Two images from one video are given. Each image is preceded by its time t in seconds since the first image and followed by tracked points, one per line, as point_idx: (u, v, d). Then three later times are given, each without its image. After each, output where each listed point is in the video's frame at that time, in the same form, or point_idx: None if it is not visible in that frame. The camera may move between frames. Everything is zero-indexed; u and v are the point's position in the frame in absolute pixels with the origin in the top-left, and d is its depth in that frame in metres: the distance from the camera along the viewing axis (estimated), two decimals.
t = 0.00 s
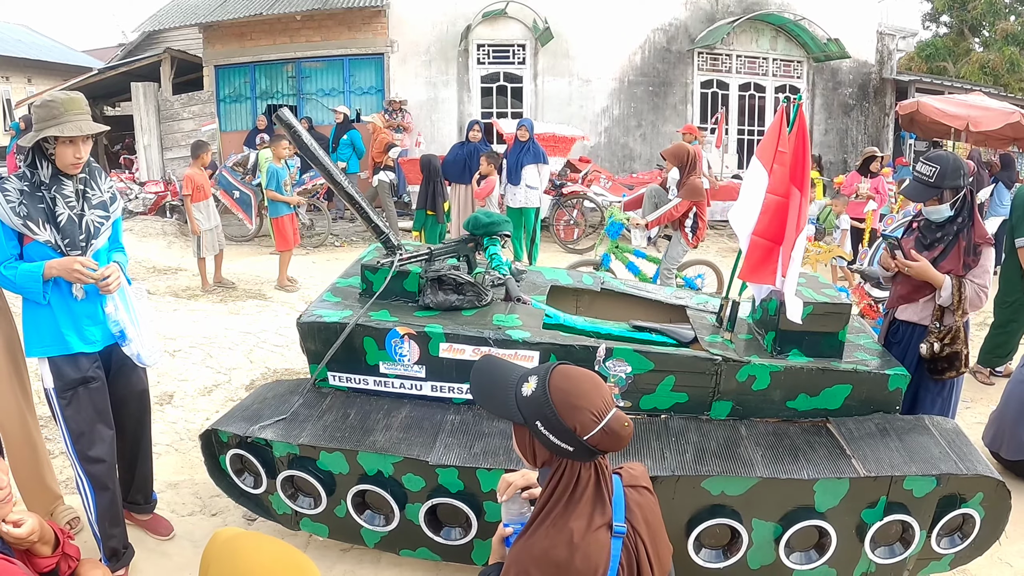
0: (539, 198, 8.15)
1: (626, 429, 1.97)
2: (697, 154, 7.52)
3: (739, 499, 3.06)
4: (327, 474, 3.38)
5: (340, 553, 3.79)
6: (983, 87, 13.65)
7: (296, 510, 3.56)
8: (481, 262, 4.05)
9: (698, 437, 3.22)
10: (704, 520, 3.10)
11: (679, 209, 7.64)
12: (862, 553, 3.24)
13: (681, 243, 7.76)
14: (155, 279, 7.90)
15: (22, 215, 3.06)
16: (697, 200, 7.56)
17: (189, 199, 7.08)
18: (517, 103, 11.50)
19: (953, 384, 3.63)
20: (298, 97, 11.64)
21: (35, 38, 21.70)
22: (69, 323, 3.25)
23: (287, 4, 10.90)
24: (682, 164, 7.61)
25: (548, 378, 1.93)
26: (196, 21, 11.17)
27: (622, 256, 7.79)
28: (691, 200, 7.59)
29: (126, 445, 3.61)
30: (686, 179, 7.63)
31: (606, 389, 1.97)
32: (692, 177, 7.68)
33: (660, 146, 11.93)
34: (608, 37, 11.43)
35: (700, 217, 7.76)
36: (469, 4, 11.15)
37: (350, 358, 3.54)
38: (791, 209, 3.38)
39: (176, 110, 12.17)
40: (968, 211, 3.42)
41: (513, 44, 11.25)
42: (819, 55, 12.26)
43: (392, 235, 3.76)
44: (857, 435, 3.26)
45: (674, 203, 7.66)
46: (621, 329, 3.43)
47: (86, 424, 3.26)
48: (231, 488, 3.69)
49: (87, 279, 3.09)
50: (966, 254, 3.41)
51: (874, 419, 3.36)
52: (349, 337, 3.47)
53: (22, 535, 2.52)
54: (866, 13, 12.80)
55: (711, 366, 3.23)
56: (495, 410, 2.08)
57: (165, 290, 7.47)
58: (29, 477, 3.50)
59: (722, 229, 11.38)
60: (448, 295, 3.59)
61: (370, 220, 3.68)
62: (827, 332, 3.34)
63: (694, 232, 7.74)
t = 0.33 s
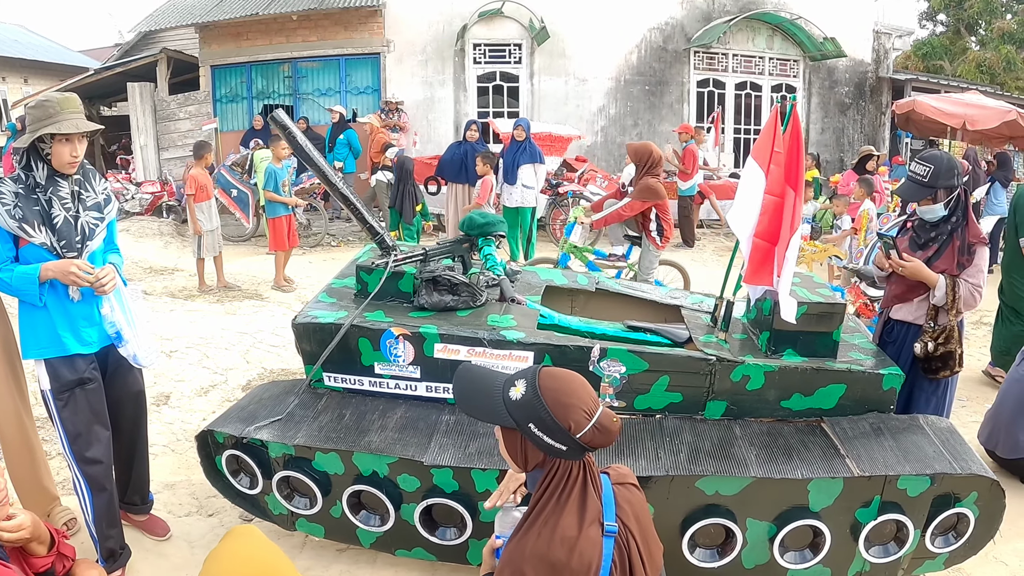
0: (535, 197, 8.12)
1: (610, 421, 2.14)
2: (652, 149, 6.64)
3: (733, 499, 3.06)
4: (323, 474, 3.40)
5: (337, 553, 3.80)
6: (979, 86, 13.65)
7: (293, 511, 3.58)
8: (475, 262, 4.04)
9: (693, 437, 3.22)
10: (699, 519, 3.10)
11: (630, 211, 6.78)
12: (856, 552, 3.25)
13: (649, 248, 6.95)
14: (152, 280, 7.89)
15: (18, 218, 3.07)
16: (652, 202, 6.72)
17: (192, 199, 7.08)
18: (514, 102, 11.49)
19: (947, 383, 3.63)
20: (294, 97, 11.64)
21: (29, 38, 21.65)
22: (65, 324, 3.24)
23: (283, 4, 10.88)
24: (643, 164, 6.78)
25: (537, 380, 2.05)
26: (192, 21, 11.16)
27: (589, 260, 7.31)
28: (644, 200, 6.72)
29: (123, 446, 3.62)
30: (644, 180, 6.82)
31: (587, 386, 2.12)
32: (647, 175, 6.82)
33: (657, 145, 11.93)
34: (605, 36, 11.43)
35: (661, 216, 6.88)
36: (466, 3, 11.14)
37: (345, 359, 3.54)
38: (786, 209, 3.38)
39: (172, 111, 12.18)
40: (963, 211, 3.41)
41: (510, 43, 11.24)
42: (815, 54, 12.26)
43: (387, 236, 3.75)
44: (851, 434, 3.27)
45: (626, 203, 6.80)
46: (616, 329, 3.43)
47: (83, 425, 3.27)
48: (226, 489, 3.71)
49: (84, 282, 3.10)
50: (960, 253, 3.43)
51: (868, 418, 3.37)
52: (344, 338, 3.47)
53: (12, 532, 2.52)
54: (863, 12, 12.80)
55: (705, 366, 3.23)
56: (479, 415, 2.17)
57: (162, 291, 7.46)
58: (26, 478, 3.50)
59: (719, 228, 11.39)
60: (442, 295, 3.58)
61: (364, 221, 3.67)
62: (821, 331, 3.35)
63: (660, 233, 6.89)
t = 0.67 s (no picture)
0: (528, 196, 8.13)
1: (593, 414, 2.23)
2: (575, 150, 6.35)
3: (723, 497, 3.06)
4: (313, 474, 3.41)
5: (328, 552, 3.82)
6: (973, 83, 13.64)
7: (284, 510, 3.59)
8: (466, 262, 4.04)
9: (682, 435, 3.21)
10: (688, 517, 3.11)
11: (566, 211, 6.30)
12: (847, 550, 3.26)
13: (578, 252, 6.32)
14: (146, 280, 7.89)
15: (10, 220, 3.07)
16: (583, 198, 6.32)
17: (197, 197, 6.91)
18: (508, 101, 11.49)
19: (937, 381, 3.63)
20: (288, 96, 11.62)
21: (22, 38, 21.60)
22: (57, 325, 3.25)
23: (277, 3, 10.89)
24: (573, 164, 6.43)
25: (520, 378, 2.14)
26: (186, 21, 11.17)
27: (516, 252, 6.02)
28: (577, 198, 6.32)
29: (116, 445, 3.63)
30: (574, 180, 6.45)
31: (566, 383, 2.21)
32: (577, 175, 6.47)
33: (651, 144, 11.93)
34: (599, 35, 11.43)
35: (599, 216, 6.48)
36: (459, 2, 11.14)
37: (336, 358, 3.55)
38: (772, 207, 3.39)
39: (166, 110, 11.98)
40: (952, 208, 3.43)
41: (504, 42, 11.24)
42: (809, 52, 12.27)
43: (378, 235, 3.76)
44: (841, 432, 3.28)
45: (559, 205, 6.38)
46: (606, 328, 3.44)
47: (75, 425, 3.27)
48: (218, 488, 3.73)
49: (75, 283, 3.11)
50: (949, 251, 3.42)
51: (858, 416, 3.38)
52: (335, 337, 3.48)
53: None
54: (856, 10, 12.81)
55: (694, 365, 3.23)
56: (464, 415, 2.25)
57: (155, 292, 7.44)
58: (20, 479, 3.51)
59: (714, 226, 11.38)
60: (432, 295, 3.58)
61: (355, 221, 3.68)
62: (811, 330, 3.35)
63: (603, 234, 6.50)
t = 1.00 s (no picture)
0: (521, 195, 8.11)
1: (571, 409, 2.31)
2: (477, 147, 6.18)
3: (706, 494, 3.07)
4: (300, 472, 3.43)
5: (317, 550, 3.87)
6: (964, 81, 13.67)
7: (271, 508, 3.60)
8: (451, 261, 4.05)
9: (666, 432, 3.21)
10: (672, 514, 3.11)
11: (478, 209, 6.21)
12: (831, 546, 3.27)
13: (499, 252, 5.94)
14: (137, 281, 7.91)
15: None
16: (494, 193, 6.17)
17: (192, 198, 6.85)
18: (499, 100, 11.49)
19: (923, 376, 3.64)
20: (280, 96, 11.62)
21: (13, 38, 21.55)
22: (46, 325, 3.25)
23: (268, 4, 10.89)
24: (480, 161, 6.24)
25: (499, 375, 2.18)
26: (177, 21, 11.16)
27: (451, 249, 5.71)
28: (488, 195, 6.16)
29: (105, 444, 3.63)
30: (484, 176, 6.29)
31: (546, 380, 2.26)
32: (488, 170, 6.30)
33: (642, 143, 11.93)
34: (590, 34, 11.44)
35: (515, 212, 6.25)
36: (450, 2, 11.14)
37: (322, 357, 3.58)
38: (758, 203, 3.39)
39: (158, 111, 12.22)
40: (935, 204, 3.46)
41: (495, 42, 11.23)
42: (800, 50, 12.27)
43: (364, 234, 3.78)
44: (825, 429, 3.28)
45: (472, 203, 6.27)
46: (591, 326, 3.45)
47: (65, 425, 3.27)
48: (207, 487, 3.74)
49: (63, 283, 3.11)
50: (933, 248, 3.45)
51: (843, 413, 3.38)
52: (321, 336, 3.51)
53: None
54: (847, 9, 12.82)
55: (678, 362, 3.23)
56: (444, 414, 2.29)
57: (146, 292, 7.45)
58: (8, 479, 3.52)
59: (705, 225, 11.40)
60: (418, 294, 3.58)
61: (340, 220, 3.70)
62: (796, 327, 3.36)
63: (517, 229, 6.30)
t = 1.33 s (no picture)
0: (508, 193, 7.97)
1: (544, 404, 2.34)
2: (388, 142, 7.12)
3: (683, 489, 3.08)
4: (281, 469, 3.46)
5: (300, 547, 3.94)
6: (954, 78, 13.68)
7: (254, 505, 3.63)
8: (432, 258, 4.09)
9: (644, 428, 3.22)
10: (651, 509, 3.12)
11: (388, 208, 7.34)
12: (811, 541, 3.28)
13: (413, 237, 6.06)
14: (126, 281, 7.93)
15: None
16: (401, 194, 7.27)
17: (181, 199, 6.87)
18: (488, 99, 11.49)
19: (903, 371, 3.65)
20: (269, 96, 11.61)
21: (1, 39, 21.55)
22: (32, 324, 3.26)
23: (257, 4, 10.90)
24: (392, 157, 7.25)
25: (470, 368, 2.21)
26: (166, 22, 11.18)
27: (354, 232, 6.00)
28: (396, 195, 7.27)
29: (90, 442, 3.65)
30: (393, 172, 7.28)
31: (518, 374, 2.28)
32: (397, 167, 7.36)
33: (632, 141, 11.93)
34: (578, 33, 11.46)
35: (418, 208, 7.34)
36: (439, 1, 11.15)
37: (303, 354, 3.62)
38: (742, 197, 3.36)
39: (148, 112, 12.28)
40: (913, 199, 3.49)
41: (483, 41, 11.26)
42: (789, 48, 12.29)
43: (345, 233, 3.82)
44: (804, 424, 3.28)
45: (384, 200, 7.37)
46: (570, 322, 3.47)
47: (50, 423, 3.29)
48: (191, 484, 3.76)
49: (47, 284, 3.13)
50: (912, 242, 3.47)
51: (823, 408, 3.39)
52: (301, 334, 3.55)
53: None
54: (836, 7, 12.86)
55: (656, 358, 3.24)
56: (418, 407, 2.32)
57: (135, 292, 7.47)
58: None
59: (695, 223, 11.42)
60: (398, 291, 3.63)
61: (321, 218, 3.74)
62: (775, 322, 3.37)
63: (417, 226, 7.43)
